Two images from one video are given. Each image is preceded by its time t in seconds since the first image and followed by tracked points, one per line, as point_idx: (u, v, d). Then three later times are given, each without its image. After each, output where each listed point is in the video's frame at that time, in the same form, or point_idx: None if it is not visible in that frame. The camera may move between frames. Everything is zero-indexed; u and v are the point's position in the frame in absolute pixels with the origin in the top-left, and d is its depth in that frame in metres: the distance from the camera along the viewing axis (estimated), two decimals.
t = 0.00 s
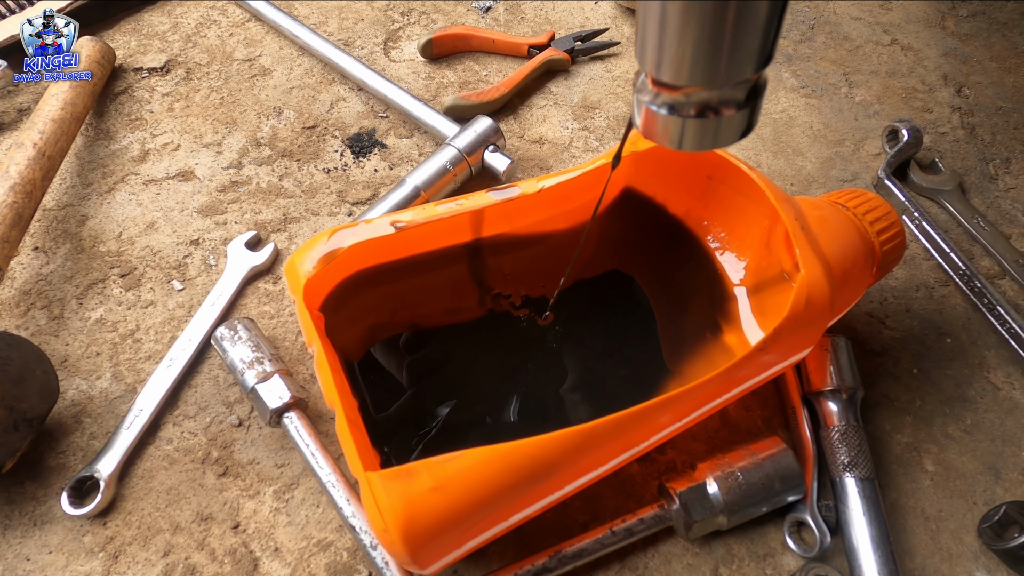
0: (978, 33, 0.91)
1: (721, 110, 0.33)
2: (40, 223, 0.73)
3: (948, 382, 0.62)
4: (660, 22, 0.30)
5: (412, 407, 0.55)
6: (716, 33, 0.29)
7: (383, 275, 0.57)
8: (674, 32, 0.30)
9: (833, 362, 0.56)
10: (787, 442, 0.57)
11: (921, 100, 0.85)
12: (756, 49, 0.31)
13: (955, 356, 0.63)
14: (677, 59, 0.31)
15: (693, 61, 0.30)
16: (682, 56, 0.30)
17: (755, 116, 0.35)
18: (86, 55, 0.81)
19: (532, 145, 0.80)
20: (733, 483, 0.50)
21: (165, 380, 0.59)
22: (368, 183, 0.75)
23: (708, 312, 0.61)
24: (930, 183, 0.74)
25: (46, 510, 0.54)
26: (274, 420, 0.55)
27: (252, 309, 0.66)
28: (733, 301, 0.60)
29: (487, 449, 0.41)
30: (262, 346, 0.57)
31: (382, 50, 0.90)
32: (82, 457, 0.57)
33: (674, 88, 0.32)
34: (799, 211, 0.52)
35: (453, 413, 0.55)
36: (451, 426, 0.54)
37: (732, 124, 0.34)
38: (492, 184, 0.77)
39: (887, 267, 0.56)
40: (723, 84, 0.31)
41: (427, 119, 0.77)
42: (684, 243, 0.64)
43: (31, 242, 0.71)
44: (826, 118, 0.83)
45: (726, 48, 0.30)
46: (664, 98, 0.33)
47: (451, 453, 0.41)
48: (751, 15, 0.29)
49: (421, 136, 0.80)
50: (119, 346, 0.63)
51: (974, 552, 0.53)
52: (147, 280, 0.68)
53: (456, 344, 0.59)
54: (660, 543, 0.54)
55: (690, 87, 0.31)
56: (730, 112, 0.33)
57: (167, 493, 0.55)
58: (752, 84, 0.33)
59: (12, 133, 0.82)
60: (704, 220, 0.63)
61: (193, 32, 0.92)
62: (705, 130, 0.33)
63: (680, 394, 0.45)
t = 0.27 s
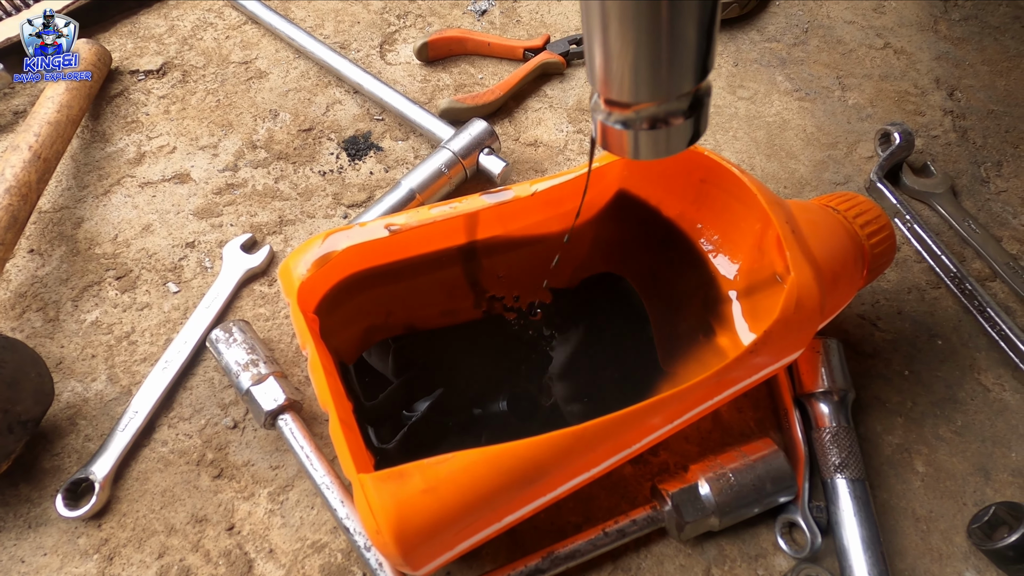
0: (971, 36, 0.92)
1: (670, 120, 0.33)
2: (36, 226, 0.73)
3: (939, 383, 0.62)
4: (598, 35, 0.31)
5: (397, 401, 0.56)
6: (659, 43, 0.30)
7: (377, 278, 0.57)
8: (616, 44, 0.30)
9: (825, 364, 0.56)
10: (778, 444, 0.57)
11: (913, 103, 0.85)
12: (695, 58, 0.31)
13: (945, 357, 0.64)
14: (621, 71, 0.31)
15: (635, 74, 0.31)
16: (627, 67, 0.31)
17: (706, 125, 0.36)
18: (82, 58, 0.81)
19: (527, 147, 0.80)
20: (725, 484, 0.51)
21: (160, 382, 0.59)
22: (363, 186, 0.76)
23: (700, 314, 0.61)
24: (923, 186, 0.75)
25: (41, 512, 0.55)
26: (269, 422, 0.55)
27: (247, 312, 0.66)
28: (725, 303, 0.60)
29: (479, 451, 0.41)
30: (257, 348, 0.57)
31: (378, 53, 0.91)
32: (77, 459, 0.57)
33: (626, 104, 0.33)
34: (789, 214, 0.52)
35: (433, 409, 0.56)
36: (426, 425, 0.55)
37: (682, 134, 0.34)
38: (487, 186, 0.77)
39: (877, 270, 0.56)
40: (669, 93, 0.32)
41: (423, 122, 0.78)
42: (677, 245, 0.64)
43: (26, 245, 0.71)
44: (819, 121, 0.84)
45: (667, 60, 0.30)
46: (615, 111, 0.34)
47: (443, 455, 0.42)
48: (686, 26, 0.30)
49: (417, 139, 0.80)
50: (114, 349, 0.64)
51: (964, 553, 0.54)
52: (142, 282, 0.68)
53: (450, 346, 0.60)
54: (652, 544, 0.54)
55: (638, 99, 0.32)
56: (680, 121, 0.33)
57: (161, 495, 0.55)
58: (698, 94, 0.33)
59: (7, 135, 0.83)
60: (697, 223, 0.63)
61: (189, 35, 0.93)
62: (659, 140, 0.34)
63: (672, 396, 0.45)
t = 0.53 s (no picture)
0: (971, 41, 0.92)
1: (603, 222, 0.36)
2: (41, 227, 0.73)
3: (939, 387, 0.63)
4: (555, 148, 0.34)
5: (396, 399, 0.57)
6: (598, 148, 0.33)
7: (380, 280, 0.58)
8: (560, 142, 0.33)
9: (825, 368, 0.56)
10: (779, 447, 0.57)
11: (914, 108, 0.86)
12: (632, 170, 0.34)
13: (945, 361, 0.64)
14: (564, 166, 0.34)
15: (576, 171, 0.34)
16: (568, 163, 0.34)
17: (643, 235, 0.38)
18: (88, 61, 0.82)
19: (529, 151, 0.81)
20: (726, 487, 0.51)
21: (164, 384, 0.59)
22: (366, 188, 0.76)
23: (702, 317, 0.62)
24: (923, 191, 0.75)
25: (45, 513, 0.55)
26: (272, 423, 0.55)
27: (251, 314, 0.66)
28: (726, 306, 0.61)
29: (482, 454, 0.42)
30: (260, 350, 0.57)
31: (381, 56, 0.91)
32: (81, 460, 0.58)
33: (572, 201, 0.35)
34: (790, 218, 0.53)
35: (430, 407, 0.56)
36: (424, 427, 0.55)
37: (611, 240, 0.37)
38: (490, 190, 0.77)
39: (878, 274, 0.57)
40: (603, 196, 0.35)
41: (426, 125, 0.78)
42: (679, 248, 0.64)
43: (31, 246, 0.72)
44: (821, 125, 0.84)
45: (604, 165, 0.33)
46: (561, 203, 0.37)
47: (447, 457, 0.42)
48: (625, 143, 0.33)
49: (420, 142, 0.81)
50: (119, 350, 0.64)
51: (963, 556, 0.54)
52: (147, 283, 0.69)
53: (452, 349, 0.60)
54: (653, 547, 0.54)
55: (578, 195, 0.35)
56: (612, 227, 0.36)
57: (165, 496, 0.55)
58: (634, 207, 0.36)
59: (13, 136, 0.83)
60: (699, 226, 0.64)
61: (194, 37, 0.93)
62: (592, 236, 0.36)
63: (673, 399, 0.45)
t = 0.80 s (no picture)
0: (967, 46, 0.93)
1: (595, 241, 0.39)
2: (41, 232, 0.73)
3: (935, 391, 0.63)
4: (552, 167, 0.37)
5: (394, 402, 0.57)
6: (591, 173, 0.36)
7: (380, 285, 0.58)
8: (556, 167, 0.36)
9: (822, 372, 0.56)
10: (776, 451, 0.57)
11: (910, 112, 0.86)
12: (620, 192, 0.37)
13: (942, 365, 0.64)
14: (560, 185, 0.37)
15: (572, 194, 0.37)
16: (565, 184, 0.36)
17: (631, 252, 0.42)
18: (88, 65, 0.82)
19: (528, 155, 0.81)
20: (723, 491, 0.51)
21: (163, 388, 0.60)
22: (365, 193, 0.76)
23: (699, 321, 0.62)
24: (919, 195, 0.75)
25: (45, 517, 0.55)
26: (271, 428, 0.56)
27: (250, 318, 0.66)
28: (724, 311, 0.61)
29: (480, 459, 0.42)
30: (259, 354, 0.57)
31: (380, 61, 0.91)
32: (81, 464, 0.58)
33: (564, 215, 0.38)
34: (787, 223, 0.53)
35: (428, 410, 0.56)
36: (423, 431, 0.55)
37: (604, 255, 0.40)
38: (488, 194, 0.78)
39: (875, 279, 0.57)
40: (595, 215, 0.37)
41: (425, 129, 0.78)
42: (675, 252, 0.65)
43: (31, 250, 0.72)
44: (818, 130, 0.84)
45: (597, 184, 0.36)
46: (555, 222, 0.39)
47: (445, 463, 0.42)
48: (614, 165, 0.36)
49: (418, 146, 0.81)
50: (118, 354, 0.64)
51: (960, 560, 0.54)
52: (146, 288, 0.69)
53: (451, 353, 0.60)
54: (651, 551, 0.54)
55: (572, 213, 0.38)
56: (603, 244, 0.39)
57: (164, 500, 0.55)
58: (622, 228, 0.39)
59: (13, 141, 0.83)
60: (696, 231, 0.64)
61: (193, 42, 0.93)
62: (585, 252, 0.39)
63: (671, 403, 0.46)
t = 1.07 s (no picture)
0: (970, 46, 0.93)
1: (601, 112, 0.35)
2: (46, 234, 0.74)
3: (939, 392, 0.63)
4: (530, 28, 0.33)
5: (395, 401, 0.57)
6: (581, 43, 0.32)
7: (383, 286, 0.58)
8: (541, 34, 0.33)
9: (826, 373, 0.56)
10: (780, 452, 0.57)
11: (913, 113, 0.86)
12: (622, 54, 0.34)
13: (946, 366, 0.64)
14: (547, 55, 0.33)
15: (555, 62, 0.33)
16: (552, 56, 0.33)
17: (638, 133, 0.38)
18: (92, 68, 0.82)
19: (530, 157, 0.81)
20: (727, 492, 0.51)
21: (168, 390, 0.60)
22: (369, 195, 0.77)
23: (702, 322, 0.62)
24: (923, 196, 0.75)
25: (51, 518, 0.55)
26: (276, 429, 0.56)
27: (254, 320, 0.66)
28: (727, 312, 0.61)
29: (484, 460, 0.42)
30: (264, 356, 0.58)
31: (383, 63, 0.92)
32: (86, 465, 0.58)
33: (557, 92, 0.35)
34: (791, 224, 0.53)
35: (428, 410, 0.56)
36: (426, 433, 0.55)
37: (610, 130, 0.36)
38: (491, 195, 0.78)
39: (877, 280, 0.57)
40: (599, 82, 0.34)
41: (427, 131, 0.78)
42: (678, 255, 0.65)
43: (36, 253, 0.72)
44: (820, 130, 0.84)
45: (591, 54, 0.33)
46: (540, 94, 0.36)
47: (449, 463, 0.42)
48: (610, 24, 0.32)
49: (421, 148, 0.81)
50: (123, 356, 0.64)
51: (965, 561, 0.54)
52: (151, 290, 0.69)
53: (454, 354, 0.60)
54: (655, 551, 0.54)
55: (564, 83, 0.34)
56: (605, 113, 0.35)
57: (169, 501, 0.56)
58: (626, 92, 0.36)
59: (18, 144, 0.84)
60: (699, 232, 0.64)
61: (197, 45, 0.94)
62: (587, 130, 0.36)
63: (674, 404, 0.46)
